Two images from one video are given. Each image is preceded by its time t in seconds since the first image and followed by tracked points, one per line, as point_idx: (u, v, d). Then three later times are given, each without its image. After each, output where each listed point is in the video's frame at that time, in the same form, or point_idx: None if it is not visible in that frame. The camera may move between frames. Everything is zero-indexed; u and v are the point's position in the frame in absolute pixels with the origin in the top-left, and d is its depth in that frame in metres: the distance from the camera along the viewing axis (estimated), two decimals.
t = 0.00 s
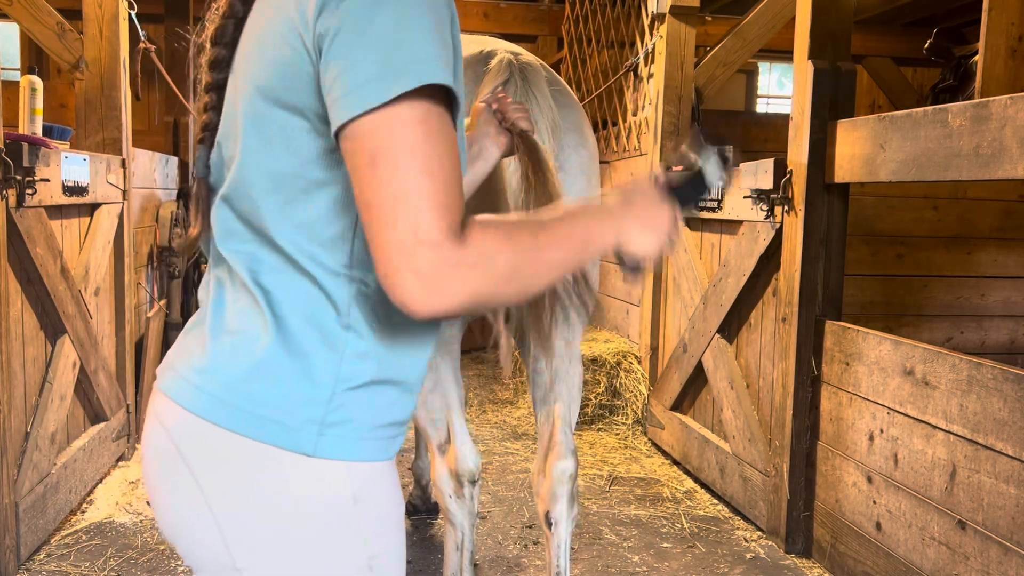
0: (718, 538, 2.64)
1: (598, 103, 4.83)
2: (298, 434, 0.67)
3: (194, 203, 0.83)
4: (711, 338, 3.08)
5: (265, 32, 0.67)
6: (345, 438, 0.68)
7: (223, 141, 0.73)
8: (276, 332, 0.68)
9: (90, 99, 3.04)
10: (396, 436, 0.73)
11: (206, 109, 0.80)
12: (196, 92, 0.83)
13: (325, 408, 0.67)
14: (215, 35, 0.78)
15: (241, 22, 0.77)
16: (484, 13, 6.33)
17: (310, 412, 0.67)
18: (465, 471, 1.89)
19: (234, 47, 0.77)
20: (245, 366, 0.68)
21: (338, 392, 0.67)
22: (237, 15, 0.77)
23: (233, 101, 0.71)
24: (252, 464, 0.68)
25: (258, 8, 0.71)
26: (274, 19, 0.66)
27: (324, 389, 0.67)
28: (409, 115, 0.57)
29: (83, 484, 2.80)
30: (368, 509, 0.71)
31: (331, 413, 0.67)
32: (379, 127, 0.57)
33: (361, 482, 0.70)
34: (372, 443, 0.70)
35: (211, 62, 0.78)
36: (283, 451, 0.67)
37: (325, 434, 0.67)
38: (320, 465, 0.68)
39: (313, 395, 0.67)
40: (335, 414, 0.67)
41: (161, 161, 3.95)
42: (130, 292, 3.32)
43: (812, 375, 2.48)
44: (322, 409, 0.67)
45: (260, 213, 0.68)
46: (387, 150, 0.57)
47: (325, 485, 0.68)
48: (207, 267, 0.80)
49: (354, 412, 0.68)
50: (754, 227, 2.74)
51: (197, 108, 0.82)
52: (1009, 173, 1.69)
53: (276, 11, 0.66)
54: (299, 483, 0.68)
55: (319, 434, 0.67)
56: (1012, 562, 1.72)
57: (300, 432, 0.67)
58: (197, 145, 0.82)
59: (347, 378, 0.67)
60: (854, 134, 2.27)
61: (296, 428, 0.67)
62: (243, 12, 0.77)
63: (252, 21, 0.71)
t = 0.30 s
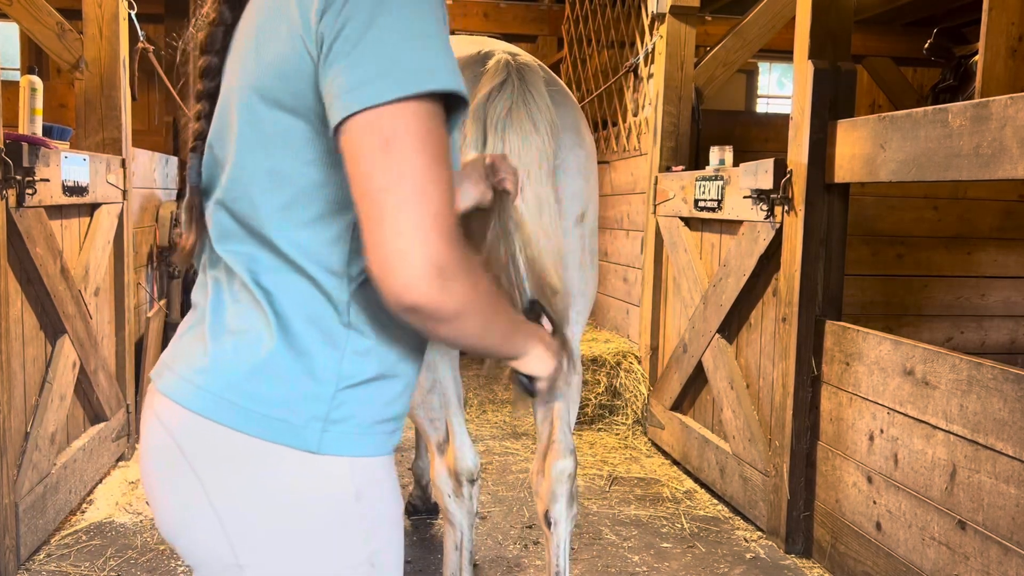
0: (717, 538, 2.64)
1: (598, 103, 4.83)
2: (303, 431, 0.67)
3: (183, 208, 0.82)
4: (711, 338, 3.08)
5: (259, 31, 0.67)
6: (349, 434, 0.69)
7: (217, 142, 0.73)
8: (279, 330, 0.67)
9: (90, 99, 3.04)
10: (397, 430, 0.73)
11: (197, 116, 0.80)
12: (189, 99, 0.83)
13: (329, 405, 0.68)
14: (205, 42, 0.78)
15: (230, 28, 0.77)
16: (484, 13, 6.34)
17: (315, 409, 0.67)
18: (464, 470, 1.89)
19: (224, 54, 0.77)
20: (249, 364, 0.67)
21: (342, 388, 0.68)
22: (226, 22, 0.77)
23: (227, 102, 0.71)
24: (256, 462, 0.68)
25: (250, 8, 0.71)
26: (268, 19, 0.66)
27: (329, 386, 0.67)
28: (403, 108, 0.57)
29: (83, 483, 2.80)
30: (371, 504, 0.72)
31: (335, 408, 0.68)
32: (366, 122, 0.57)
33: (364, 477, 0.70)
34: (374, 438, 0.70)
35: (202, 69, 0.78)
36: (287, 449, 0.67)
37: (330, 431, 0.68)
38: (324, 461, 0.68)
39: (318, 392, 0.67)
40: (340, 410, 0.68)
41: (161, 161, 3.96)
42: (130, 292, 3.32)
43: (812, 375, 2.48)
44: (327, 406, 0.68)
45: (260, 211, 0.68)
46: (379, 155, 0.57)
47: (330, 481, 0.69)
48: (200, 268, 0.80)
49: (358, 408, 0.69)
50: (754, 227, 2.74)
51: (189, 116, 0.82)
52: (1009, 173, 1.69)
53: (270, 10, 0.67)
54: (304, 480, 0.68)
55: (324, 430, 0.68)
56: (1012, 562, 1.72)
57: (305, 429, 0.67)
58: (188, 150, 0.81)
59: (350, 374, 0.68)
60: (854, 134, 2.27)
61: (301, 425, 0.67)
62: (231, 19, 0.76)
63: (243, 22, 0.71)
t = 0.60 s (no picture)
0: (718, 538, 2.64)
1: (598, 102, 4.83)
2: (305, 429, 0.68)
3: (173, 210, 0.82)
4: (711, 338, 3.09)
5: (250, 29, 0.67)
6: (349, 430, 0.70)
7: (211, 144, 0.73)
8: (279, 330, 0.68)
9: (90, 99, 3.05)
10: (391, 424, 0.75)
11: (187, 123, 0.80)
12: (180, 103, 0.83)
13: (331, 403, 0.68)
14: (193, 47, 0.78)
15: (218, 33, 0.76)
16: (484, 13, 6.34)
17: (317, 407, 0.68)
18: (464, 470, 1.88)
19: (212, 58, 0.77)
20: (250, 364, 0.68)
21: (343, 386, 0.69)
22: (213, 26, 0.76)
23: (220, 102, 0.71)
24: (257, 460, 0.68)
25: (241, 9, 0.71)
26: (259, 16, 0.66)
27: (330, 383, 0.68)
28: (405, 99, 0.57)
29: (83, 483, 2.80)
30: (369, 499, 0.73)
31: (336, 406, 0.69)
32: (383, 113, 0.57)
33: (362, 472, 0.72)
34: (373, 432, 0.72)
35: (191, 76, 0.78)
36: (290, 447, 0.68)
37: (332, 428, 0.69)
38: (326, 457, 0.69)
39: (320, 390, 0.68)
40: (341, 407, 0.69)
41: (161, 160, 3.96)
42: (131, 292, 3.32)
43: (812, 375, 2.48)
44: (327, 403, 0.68)
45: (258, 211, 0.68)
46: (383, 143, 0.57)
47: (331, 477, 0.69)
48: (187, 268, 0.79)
49: (358, 404, 0.70)
50: (754, 227, 2.74)
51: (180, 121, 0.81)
52: (1009, 173, 1.69)
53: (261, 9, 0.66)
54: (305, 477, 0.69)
55: (326, 428, 0.69)
56: (1012, 562, 1.72)
57: (308, 427, 0.68)
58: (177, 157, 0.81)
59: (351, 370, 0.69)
60: (854, 134, 2.27)
61: (302, 423, 0.68)
62: (218, 23, 0.76)
63: (234, 23, 0.71)
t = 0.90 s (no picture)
0: (718, 538, 2.64)
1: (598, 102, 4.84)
2: (298, 429, 0.68)
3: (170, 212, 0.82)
4: (711, 338, 3.09)
5: (253, 30, 0.67)
6: (343, 432, 0.70)
7: (213, 143, 0.73)
8: (275, 329, 0.68)
9: (90, 99, 3.04)
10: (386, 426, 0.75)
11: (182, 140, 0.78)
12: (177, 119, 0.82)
13: (324, 403, 0.69)
14: (191, 65, 0.77)
15: (215, 52, 0.76)
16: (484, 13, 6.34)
17: (310, 407, 0.68)
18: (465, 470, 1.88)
19: (210, 77, 0.76)
20: (246, 363, 0.68)
21: (337, 387, 0.69)
22: (209, 46, 0.76)
23: (221, 104, 0.72)
24: (249, 460, 0.68)
25: (244, 10, 0.71)
26: (262, 19, 0.67)
27: (324, 383, 0.68)
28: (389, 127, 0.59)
29: (83, 483, 2.80)
30: (364, 500, 0.73)
31: (330, 406, 0.69)
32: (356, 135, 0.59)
33: (358, 473, 0.71)
34: (367, 433, 0.72)
35: (188, 94, 0.77)
36: (282, 447, 0.68)
37: (325, 429, 0.69)
38: (321, 458, 0.69)
39: (314, 390, 0.68)
40: (335, 408, 0.69)
41: (161, 160, 3.96)
42: (131, 292, 3.32)
43: (813, 375, 2.48)
44: (321, 403, 0.68)
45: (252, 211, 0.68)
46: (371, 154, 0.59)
47: (325, 478, 0.69)
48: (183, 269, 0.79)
49: (352, 405, 0.70)
50: (754, 227, 2.74)
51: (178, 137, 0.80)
52: (1009, 174, 1.69)
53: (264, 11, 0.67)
54: (296, 477, 0.69)
55: (320, 428, 0.69)
56: (1012, 562, 1.72)
57: (301, 427, 0.68)
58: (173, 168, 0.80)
59: (343, 372, 0.69)
60: (854, 134, 2.27)
61: (295, 423, 0.68)
62: (215, 42, 0.75)
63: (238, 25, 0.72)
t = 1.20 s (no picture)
0: (717, 538, 2.64)
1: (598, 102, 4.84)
2: (286, 429, 0.68)
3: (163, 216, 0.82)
4: (711, 338, 3.09)
5: (238, 28, 0.67)
6: (332, 431, 0.70)
7: (198, 144, 0.73)
8: (263, 328, 0.68)
9: (90, 99, 3.05)
10: (374, 425, 0.75)
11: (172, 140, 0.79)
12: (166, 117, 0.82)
13: (311, 403, 0.69)
14: (179, 65, 0.78)
15: (201, 51, 0.76)
16: (485, 13, 6.35)
17: (298, 406, 0.68)
18: (466, 471, 1.88)
19: (197, 77, 0.77)
20: (234, 363, 0.68)
21: (324, 386, 0.69)
22: (196, 45, 0.76)
23: (206, 105, 0.71)
24: (236, 460, 0.68)
25: (228, 11, 0.71)
26: (246, 18, 0.67)
27: (311, 382, 0.68)
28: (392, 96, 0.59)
29: (83, 483, 2.80)
30: (354, 500, 0.73)
31: (318, 405, 0.69)
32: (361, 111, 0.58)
33: (346, 473, 0.71)
34: (355, 431, 0.72)
35: (176, 94, 0.78)
36: (269, 447, 0.68)
37: (313, 429, 0.69)
38: (309, 458, 0.69)
39: (301, 389, 0.68)
40: (322, 407, 0.69)
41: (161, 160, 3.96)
42: (131, 292, 3.32)
43: (812, 375, 2.48)
44: (308, 403, 0.69)
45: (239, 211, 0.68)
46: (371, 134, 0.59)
47: (314, 479, 0.69)
48: (174, 274, 0.79)
49: (340, 404, 0.70)
50: (754, 227, 2.74)
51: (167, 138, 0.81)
52: (1009, 173, 1.69)
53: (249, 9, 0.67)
54: (287, 477, 0.69)
55: (308, 427, 0.69)
56: (1012, 562, 1.72)
57: (288, 427, 0.68)
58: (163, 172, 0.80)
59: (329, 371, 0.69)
60: (854, 134, 2.27)
61: (283, 423, 0.68)
62: (201, 41, 0.76)
63: (222, 24, 0.72)
